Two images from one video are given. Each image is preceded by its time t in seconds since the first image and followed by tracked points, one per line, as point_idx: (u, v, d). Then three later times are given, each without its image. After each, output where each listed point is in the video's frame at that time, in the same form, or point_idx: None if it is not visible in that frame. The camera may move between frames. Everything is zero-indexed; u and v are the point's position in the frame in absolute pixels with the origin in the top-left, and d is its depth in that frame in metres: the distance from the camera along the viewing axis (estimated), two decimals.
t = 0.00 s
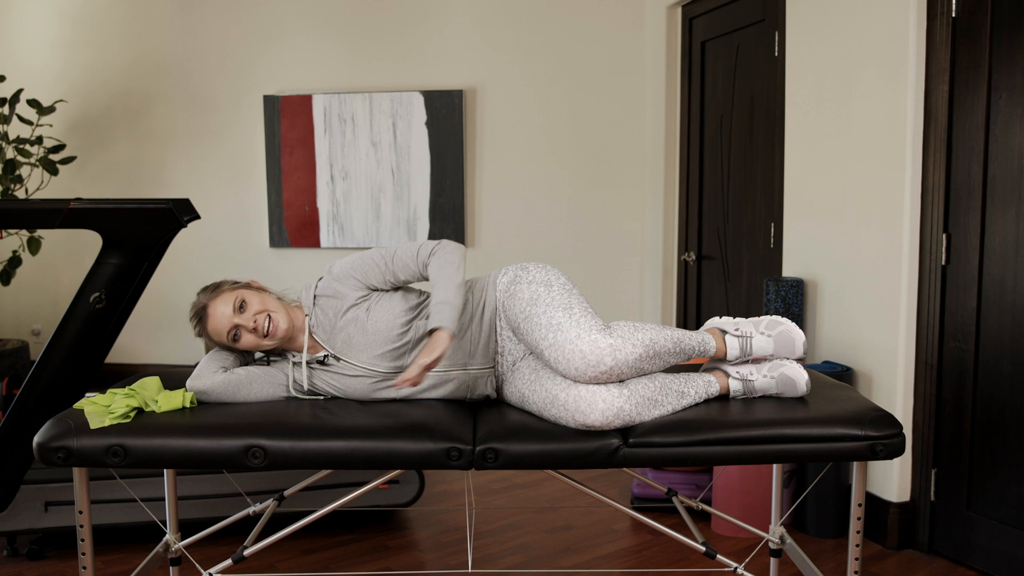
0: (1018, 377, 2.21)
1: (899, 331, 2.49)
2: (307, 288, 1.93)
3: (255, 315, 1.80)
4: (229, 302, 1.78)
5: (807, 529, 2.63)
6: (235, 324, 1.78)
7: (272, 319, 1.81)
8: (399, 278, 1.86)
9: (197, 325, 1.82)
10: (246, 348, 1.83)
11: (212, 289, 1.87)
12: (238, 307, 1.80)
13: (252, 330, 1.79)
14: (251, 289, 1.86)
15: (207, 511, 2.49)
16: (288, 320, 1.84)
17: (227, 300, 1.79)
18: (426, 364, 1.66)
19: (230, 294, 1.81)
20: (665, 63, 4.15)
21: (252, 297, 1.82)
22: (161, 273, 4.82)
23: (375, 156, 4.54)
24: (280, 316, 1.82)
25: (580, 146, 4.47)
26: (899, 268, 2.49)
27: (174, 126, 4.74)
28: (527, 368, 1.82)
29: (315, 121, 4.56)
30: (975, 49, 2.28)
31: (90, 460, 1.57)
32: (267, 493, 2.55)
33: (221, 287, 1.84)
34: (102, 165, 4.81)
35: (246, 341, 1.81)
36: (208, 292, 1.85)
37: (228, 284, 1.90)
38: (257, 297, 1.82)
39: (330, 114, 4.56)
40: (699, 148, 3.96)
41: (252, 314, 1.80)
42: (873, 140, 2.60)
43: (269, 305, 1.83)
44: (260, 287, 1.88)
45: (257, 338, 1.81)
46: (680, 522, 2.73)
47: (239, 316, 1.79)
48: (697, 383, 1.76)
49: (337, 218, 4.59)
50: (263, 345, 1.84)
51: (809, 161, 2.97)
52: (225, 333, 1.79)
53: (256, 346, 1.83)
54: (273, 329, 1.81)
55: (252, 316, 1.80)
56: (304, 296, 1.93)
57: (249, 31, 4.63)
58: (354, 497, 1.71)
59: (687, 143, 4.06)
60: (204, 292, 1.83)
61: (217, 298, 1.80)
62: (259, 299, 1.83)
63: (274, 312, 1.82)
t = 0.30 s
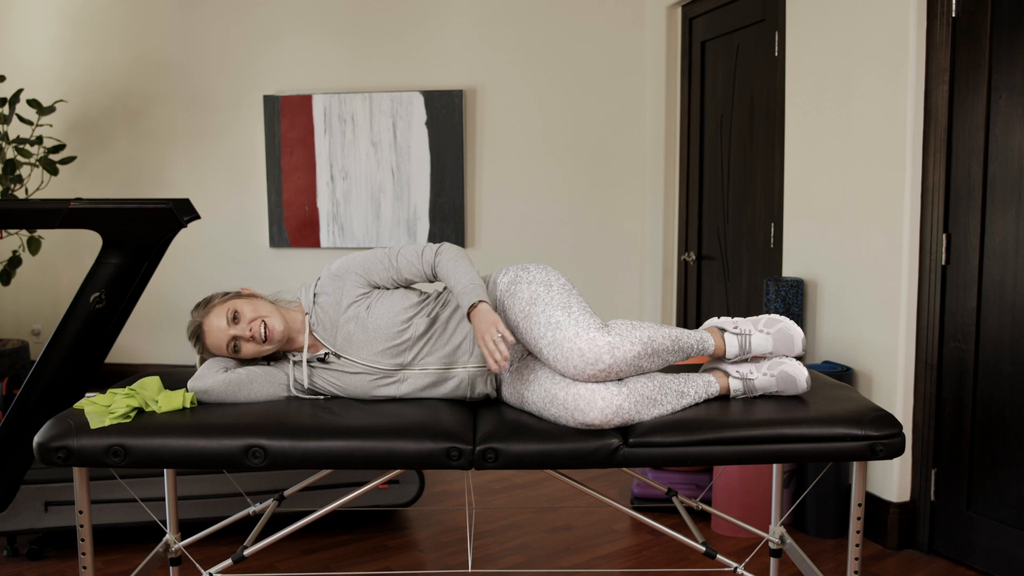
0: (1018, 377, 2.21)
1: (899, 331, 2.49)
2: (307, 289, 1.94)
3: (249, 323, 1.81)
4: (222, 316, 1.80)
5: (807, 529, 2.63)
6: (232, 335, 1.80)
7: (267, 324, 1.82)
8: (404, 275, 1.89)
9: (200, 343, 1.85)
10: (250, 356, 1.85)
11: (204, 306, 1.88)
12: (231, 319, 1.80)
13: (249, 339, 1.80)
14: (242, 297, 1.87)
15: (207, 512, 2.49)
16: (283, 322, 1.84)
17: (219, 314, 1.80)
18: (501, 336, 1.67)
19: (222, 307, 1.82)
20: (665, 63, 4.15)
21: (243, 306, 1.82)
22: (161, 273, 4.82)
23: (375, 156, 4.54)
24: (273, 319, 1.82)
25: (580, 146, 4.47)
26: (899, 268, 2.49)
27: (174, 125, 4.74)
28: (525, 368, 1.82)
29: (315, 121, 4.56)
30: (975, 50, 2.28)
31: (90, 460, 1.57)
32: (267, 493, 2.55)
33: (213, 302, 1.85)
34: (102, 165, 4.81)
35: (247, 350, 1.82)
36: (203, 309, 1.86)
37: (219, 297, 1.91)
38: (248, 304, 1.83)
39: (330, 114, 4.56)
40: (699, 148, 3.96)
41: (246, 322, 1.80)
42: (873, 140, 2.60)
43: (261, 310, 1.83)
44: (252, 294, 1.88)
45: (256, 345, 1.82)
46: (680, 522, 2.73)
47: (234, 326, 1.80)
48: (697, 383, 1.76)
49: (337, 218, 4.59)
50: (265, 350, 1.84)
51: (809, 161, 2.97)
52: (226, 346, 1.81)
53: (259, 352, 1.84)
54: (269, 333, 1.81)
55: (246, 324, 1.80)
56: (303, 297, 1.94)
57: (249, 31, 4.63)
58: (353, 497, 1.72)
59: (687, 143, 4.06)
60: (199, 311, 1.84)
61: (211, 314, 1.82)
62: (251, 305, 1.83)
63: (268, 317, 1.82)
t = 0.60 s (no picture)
0: (1018, 377, 2.21)
1: (899, 331, 2.49)
2: (304, 290, 1.93)
3: (248, 325, 1.81)
4: (220, 319, 1.80)
5: (807, 529, 2.64)
6: (231, 338, 1.80)
7: (266, 326, 1.81)
8: (403, 275, 1.89)
9: (201, 347, 1.86)
10: (249, 358, 1.85)
11: (202, 309, 1.88)
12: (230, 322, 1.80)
13: (249, 341, 1.80)
14: (240, 300, 1.87)
15: (207, 512, 2.49)
16: (281, 323, 1.84)
17: (217, 317, 1.80)
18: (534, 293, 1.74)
19: (221, 310, 1.82)
20: (665, 63, 4.15)
21: (242, 308, 1.82)
22: (161, 273, 4.82)
23: (375, 156, 4.54)
24: (272, 321, 1.82)
25: (580, 147, 4.47)
26: (900, 268, 2.49)
27: (174, 125, 4.74)
28: (524, 369, 1.82)
29: (315, 121, 4.56)
30: (975, 50, 2.28)
31: (90, 459, 1.57)
32: (268, 493, 2.55)
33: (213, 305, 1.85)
34: (102, 165, 4.81)
35: (247, 352, 1.83)
36: (202, 313, 1.87)
37: (216, 299, 1.91)
38: (246, 307, 1.83)
39: (330, 114, 4.56)
40: (699, 148, 3.96)
41: (245, 325, 1.80)
42: (873, 139, 2.60)
43: (259, 312, 1.83)
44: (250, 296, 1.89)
45: (256, 348, 1.82)
46: (680, 522, 2.73)
47: (233, 329, 1.80)
48: (699, 383, 1.76)
49: (337, 218, 4.59)
50: (264, 352, 1.84)
51: (809, 161, 2.97)
52: (225, 349, 1.81)
53: (258, 354, 1.84)
54: (269, 335, 1.81)
55: (245, 326, 1.80)
56: (301, 297, 1.93)
57: (249, 31, 4.63)
58: (353, 497, 1.72)
59: (687, 143, 4.06)
60: (199, 315, 1.85)
61: (209, 317, 1.81)
62: (250, 308, 1.83)
63: (267, 319, 1.82)
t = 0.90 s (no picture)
0: (1018, 377, 2.21)
1: (899, 331, 2.49)
2: (304, 290, 1.93)
3: (249, 328, 1.81)
4: (220, 321, 1.80)
5: (807, 529, 2.64)
6: (231, 340, 1.80)
7: (266, 330, 1.81)
8: (408, 278, 1.92)
9: (200, 346, 1.86)
10: (249, 359, 1.85)
11: (201, 310, 1.88)
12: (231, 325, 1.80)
13: (248, 344, 1.80)
14: (240, 302, 1.86)
15: (207, 512, 2.49)
16: (281, 327, 1.84)
17: (218, 318, 1.80)
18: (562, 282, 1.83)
19: (222, 312, 1.81)
20: (665, 63, 4.15)
21: (243, 312, 1.82)
22: (161, 273, 4.82)
23: (375, 156, 4.54)
24: (273, 324, 1.82)
25: (580, 147, 4.47)
26: (900, 268, 2.49)
27: (174, 125, 4.74)
28: (524, 368, 1.82)
29: (315, 121, 4.56)
30: (975, 50, 2.28)
31: (90, 459, 1.57)
32: (268, 493, 2.55)
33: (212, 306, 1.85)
34: (102, 165, 4.81)
35: (247, 354, 1.83)
36: (201, 313, 1.87)
37: (216, 300, 1.91)
38: (246, 310, 1.83)
39: (330, 114, 4.56)
40: (699, 148, 3.96)
41: (246, 328, 1.80)
42: (873, 140, 2.60)
43: (260, 316, 1.83)
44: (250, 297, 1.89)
45: (256, 350, 1.83)
46: (680, 522, 2.73)
47: (234, 332, 1.80)
48: (700, 383, 1.76)
49: (337, 218, 4.59)
50: (264, 354, 1.85)
51: (809, 161, 2.97)
52: (225, 350, 1.82)
53: (258, 356, 1.85)
54: (269, 339, 1.82)
55: (246, 330, 1.80)
56: (299, 297, 1.93)
57: (249, 31, 4.63)
58: (353, 498, 1.71)
59: (687, 143, 4.06)
60: (199, 315, 1.85)
61: (210, 319, 1.81)
62: (251, 311, 1.83)
63: (267, 322, 1.82)
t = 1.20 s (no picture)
0: (1018, 376, 2.21)
1: (899, 331, 2.49)
2: (301, 291, 1.93)
3: (247, 329, 1.81)
4: (219, 322, 1.80)
5: (807, 529, 2.64)
6: (230, 341, 1.80)
7: (265, 331, 1.81)
8: (404, 278, 1.93)
9: (200, 347, 1.86)
10: (248, 360, 1.85)
11: (201, 310, 1.88)
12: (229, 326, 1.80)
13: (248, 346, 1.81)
14: (239, 302, 1.86)
15: (207, 512, 2.49)
16: (281, 328, 1.84)
17: (217, 319, 1.80)
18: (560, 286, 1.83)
19: (220, 313, 1.82)
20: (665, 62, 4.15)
21: (240, 312, 1.82)
22: (161, 273, 4.82)
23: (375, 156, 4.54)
24: (271, 324, 1.82)
25: (580, 147, 4.47)
26: (900, 268, 2.49)
27: (174, 125, 4.74)
28: (524, 369, 1.82)
29: (315, 121, 4.56)
30: (975, 50, 2.28)
31: (90, 459, 1.57)
32: (268, 493, 2.55)
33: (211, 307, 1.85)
34: (102, 165, 4.81)
35: (246, 355, 1.83)
36: (200, 314, 1.87)
37: (216, 300, 1.91)
38: (246, 311, 1.82)
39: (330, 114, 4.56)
40: (699, 148, 3.96)
41: (244, 328, 1.80)
42: (874, 139, 2.60)
43: (258, 316, 1.83)
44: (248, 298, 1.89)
45: (255, 351, 1.83)
46: (680, 522, 2.73)
47: (232, 333, 1.80)
48: (699, 383, 1.76)
49: (337, 218, 4.59)
50: (262, 355, 1.85)
51: (809, 160, 2.97)
52: (224, 351, 1.82)
53: (257, 356, 1.85)
54: (267, 339, 1.82)
55: (244, 330, 1.80)
56: (298, 299, 1.93)
57: (249, 31, 4.63)
58: (353, 497, 1.71)
59: (687, 143, 4.06)
60: (198, 316, 1.85)
61: (208, 320, 1.81)
62: (249, 312, 1.83)
63: (265, 322, 1.82)
